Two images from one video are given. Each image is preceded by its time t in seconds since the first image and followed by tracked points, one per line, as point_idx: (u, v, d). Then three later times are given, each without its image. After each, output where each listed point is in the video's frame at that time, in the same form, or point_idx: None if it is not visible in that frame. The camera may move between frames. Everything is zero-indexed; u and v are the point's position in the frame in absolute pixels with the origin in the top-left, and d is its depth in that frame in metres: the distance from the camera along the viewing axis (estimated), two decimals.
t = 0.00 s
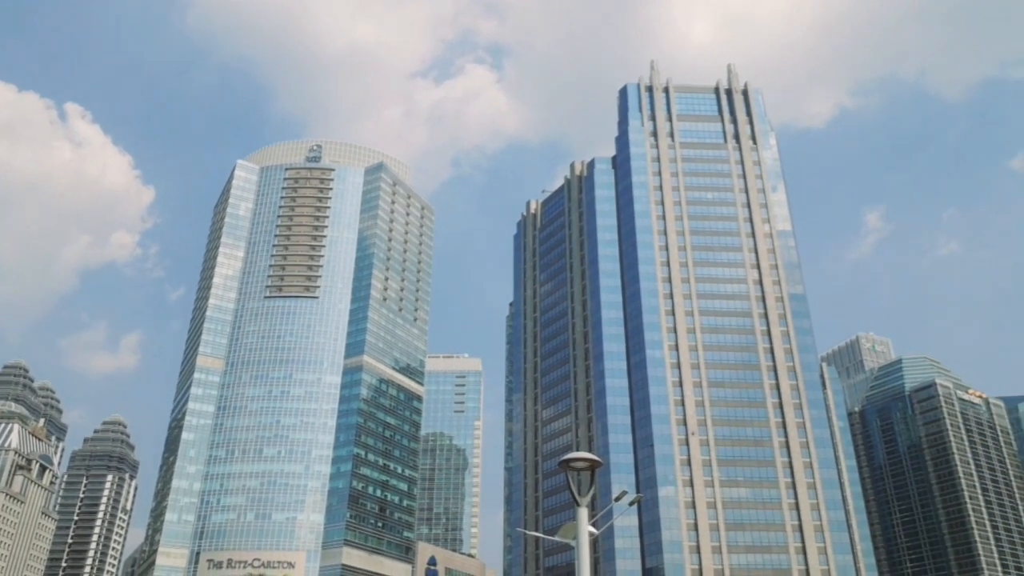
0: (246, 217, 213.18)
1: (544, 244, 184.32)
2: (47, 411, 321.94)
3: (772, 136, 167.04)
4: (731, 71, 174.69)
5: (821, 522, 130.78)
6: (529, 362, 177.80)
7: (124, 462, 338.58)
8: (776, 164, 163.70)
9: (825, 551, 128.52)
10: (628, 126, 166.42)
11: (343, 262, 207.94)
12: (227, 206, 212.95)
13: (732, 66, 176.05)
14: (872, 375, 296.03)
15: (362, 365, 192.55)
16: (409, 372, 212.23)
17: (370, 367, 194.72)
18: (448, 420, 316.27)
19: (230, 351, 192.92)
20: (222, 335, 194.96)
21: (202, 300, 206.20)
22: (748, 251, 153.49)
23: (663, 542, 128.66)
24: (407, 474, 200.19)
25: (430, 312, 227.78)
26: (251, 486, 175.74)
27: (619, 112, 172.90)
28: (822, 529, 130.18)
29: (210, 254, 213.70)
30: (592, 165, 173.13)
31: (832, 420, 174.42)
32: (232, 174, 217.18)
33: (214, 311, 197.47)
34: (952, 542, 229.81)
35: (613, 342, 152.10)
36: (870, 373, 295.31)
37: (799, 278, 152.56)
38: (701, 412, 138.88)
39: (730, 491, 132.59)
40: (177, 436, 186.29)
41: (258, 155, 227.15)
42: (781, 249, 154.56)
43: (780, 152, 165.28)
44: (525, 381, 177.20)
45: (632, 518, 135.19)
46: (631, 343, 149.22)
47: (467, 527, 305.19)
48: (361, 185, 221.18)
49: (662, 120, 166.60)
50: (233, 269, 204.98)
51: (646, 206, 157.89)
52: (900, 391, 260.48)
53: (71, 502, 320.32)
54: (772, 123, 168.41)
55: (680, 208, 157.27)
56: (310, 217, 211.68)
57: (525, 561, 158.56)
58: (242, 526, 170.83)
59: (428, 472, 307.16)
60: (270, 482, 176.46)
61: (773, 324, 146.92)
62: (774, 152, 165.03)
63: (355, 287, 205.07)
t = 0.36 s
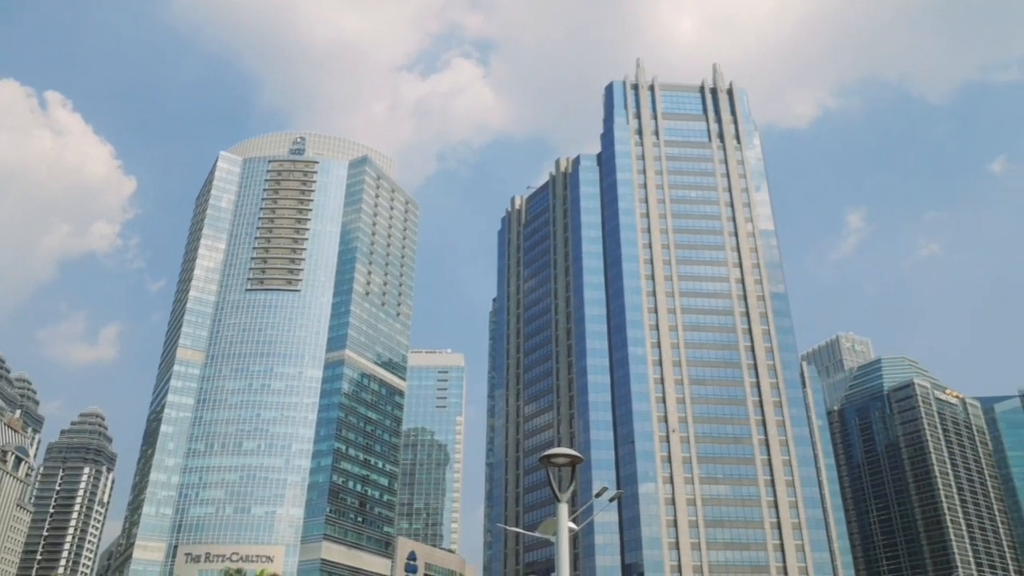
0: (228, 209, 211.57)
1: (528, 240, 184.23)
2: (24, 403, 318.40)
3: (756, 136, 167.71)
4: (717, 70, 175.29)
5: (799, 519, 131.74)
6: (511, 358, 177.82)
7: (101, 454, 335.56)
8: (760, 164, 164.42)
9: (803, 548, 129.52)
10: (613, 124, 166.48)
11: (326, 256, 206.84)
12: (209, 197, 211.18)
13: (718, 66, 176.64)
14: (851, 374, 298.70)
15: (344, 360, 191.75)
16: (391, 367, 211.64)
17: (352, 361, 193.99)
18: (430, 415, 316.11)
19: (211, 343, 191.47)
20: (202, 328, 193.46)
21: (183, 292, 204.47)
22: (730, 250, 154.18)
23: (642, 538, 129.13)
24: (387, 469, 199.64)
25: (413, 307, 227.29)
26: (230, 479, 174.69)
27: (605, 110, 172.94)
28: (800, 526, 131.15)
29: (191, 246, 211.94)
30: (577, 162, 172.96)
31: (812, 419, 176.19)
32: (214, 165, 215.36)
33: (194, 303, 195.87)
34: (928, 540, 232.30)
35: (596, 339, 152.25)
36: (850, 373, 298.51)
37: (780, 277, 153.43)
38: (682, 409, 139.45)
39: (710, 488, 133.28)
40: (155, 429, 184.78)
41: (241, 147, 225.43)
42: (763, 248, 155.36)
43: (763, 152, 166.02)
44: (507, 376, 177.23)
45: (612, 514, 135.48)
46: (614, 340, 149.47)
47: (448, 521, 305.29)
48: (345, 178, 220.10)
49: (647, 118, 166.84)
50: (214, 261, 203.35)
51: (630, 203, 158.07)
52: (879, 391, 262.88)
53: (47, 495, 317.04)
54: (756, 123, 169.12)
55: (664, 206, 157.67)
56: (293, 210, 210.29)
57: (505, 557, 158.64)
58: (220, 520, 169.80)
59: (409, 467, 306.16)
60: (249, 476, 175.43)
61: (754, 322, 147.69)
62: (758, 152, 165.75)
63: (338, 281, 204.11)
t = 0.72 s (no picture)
0: (205, 199, 209.48)
1: (508, 235, 184.08)
2: None
3: (735, 135, 168.61)
4: (698, 69, 175.97)
5: (773, 516, 132.95)
6: (490, 353, 177.70)
7: (73, 445, 331.77)
8: (739, 163, 165.34)
9: (776, 544, 130.78)
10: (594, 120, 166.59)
11: (304, 247, 205.39)
12: (186, 186, 208.92)
13: (699, 64, 177.28)
14: (826, 373, 301.85)
15: (321, 352, 190.70)
16: (369, 360, 210.75)
17: (329, 353, 193.02)
18: (407, 409, 314.80)
19: (186, 334, 189.68)
20: (178, 318, 191.51)
21: (158, 281, 202.26)
22: (709, 248, 155.01)
23: (618, 533, 129.82)
24: (364, 462, 198.83)
25: (391, 300, 226.48)
26: (205, 471, 173.27)
27: (586, 106, 172.96)
28: (774, 522, 132.36)
29: (167, 235, 209.70)
30: (558, 158, 172.74)
31: (787, 417, 177.89)
32: (191, 154, 213.06)
33: (169, 293, 193.85)
34: (899, 537, 235.52)
35: (574, 334, 152.50)
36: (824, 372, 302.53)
37: (758, 275, 154.49)
38: (659, 405, 140.16)
39: (685, 483, 134.17)
40: (129, 420, 182.78)
41: (219, 136, 223.17)
42: (741, 247, 156.38)
43: (743, 151, 166.96)
44: (485, 371, 177.18)
45: (588, 509, 135.95)
46: (592, 336, 149.81)
47: (423, 515, 305.47)
48: (324, 169, 218.63)
49: (628, 115, 167.16)
50: (190, 251, 201.31)
51: (610, 200, 158.45)
52: (853, 390, 265.85)
53: (17, 485, 312.98)
54: (736, 122, 170.02)
55: (644, 203, 158.21)
56: (271, 200, 208.56)
57: (481, 551, 158.72)
58: (194, 511, 168.40)
59: (385, 461, 305.75)
60: (224, 467, 174.13)
61: (731, 320, 148.64)
62: (738, 151, 166.65)
63: (316, 272, 202.80)
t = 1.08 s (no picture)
0: (186, 189, 207.47)
1: (492, 230, 183.77)
2: None
3: (719, 133, 169.11)
4: (684, 66, 176.26)
5: (750, 512, 133.75)
6: (471, 348, 177.37)
7: (48, 436, 328.01)
8: (722, 161, 165.86)
9: (753, 540, 131.67)
10: (579, 116, 166.42)
11: (285, 239, 203.93)
12: (167, 176, 206.78)
13: (685, 62, 177.51)
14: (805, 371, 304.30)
15: (301, 345, 189.50)
16: (349, 354, 209.75)
17: (309, 347, 191.90)
18: (388, 403, 314.78)
19: (164, 325, 187.83)
20: (156, 309, 189.60)
21: (137, 272, 200.21)
22: (691, 245, 155.45)
23: (596, 528, 130.25)
24: (343, 456, 197.90)
25: (373, 293, 225.52)
26: (182, 464, 171.82)
27: (571, 102, 172.72)
28: (751, 518, 133.20)
29: (147, 225, 207.57)
30: (542, 153, 172.43)
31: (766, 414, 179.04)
32: (172, 144, 210.84)
33: (148, 284, 191.83)
34: (873, 534, 237.87)
35: (556, 329, 152.39)
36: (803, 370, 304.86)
37: (739, 273, 155.16)
38: (639, 401, 140.53)
39: (664, 479, 134.68)
40: (105, 411, 180.85)
41: (201, 126, 221.04)
42: (723, 244, 156.95)
43: (727, 150, 167.47)
44: (467, 365, 176.89)
45: (567, 504, 136.17)
46: (574, 331, 149.87)
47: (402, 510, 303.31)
48: (307, 161, 217.07)
49: (613, 112, 167.14)
50: (169, 242, 199.35)
51: (594, 196, 158.54)
52: (832, 388, 268.09)
53: None
54: (720, 120, 170.49)
55: (627, 200, 158.38)
56: (252, 191, 206.80)
57: (460, 546, 158.56)
58: (170, 504, 166.97)
59: (365, 455, 304.23)
60: (201, 460, 172.77)
61: (712, 317, 149.26)
62: (721, 149, 167.16)
63: (297, 265, 201.44)
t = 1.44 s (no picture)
0: (166, 178, 205.23)
1: (475, 223, 183.20)
2: None
3: (703, 131, 169.50)
4: (668, 64, 176.39)
5: (729, 507, 134.50)
6: (454, 342, 176.90)
7: (22, 427, 323.97)
8: (705, 159, 166.27)
9: (731, 535, 132.43)
10: (564, 111, 166.10)
11: (267, 230, 202.19)
12: (146, 165, 204.36)
13: (669, 60, 177.71)
14: (784, 368, 306.55)
15: (281, 338, 188.14)
16: (330, 347, 208.55)
17: (289, 339, 190.50)
18: (368, 397, 312.96)
19: (143, 315, 185.90)
20: (134, 299, 187.58)
21: (115, 261, 197.91)
22: (674, 242, 155.82)
23: (576, 522, 130.51)
24: (323, 449, 196.79)
25: (354, 286, 224.40)
26: (159, 456, 170.29)
27: (556, 97, 172.31)
28: (729, 514, 133.92)
29: (126, 215, 205.20)
30: (527, 148, 171.84)
31: (745, 411, 180.18)
32: (153, 132, 208.34)
33: (126, 273, 189.66)
34: (850, 530, 240.18)
35: (539, 324, 152.19)
36: (783, 367, 307.11)
37: (721, 270, 155.73)
38: (620, 397, 140.78)
39: (644, 474, 135.05)
40: (81, 402, 178.89)
41: (182, 115, 218.59)
42: (705, 242, 157.43)
43: (710, 148, 167.87)
44: (449, 359, 176.43)
45: (548, 499, 136.19)
46: (557, 327, 149.76)
47: (381, 504, 303.25)
48: (289, 152, 215.23)
49: (598, 108, 166.94)
50: (149, 231, 197.13)
51: (578, 191, 158.44)
52: (810, 385, 269.97)
53: None
54: (704, 118, 170.88)
55: (611, 196, 158.40)
56: (233, 181, 204.86)
57: (439, 540, 158.34)
58: (147, 496, 165.52)
59: (344, 448, 303.73)
60: (179, 453, 171.31)
61: (693, 314, 149.72)
62: (705, 147, 167.51)
63: (278, 256, 199.83)
